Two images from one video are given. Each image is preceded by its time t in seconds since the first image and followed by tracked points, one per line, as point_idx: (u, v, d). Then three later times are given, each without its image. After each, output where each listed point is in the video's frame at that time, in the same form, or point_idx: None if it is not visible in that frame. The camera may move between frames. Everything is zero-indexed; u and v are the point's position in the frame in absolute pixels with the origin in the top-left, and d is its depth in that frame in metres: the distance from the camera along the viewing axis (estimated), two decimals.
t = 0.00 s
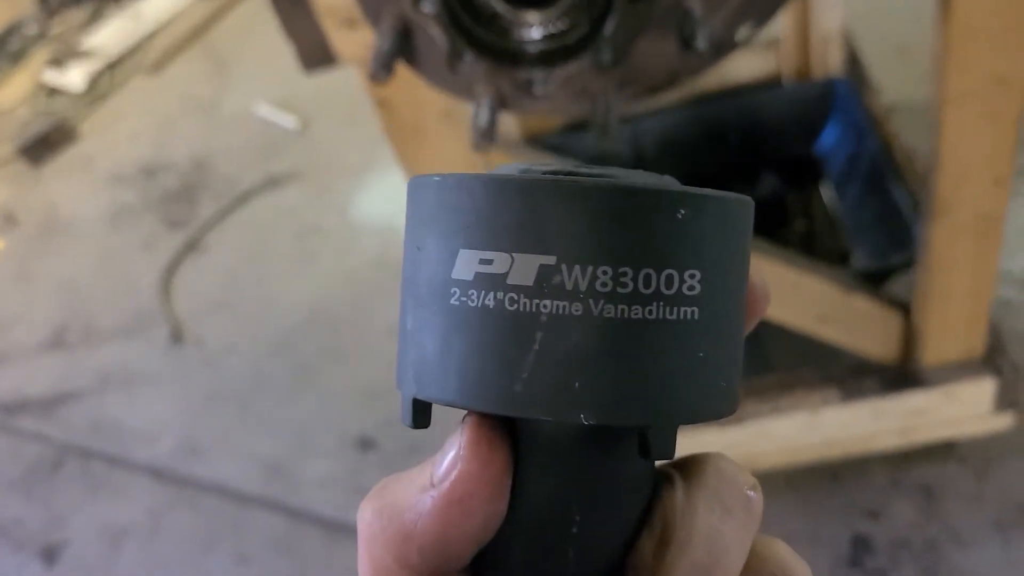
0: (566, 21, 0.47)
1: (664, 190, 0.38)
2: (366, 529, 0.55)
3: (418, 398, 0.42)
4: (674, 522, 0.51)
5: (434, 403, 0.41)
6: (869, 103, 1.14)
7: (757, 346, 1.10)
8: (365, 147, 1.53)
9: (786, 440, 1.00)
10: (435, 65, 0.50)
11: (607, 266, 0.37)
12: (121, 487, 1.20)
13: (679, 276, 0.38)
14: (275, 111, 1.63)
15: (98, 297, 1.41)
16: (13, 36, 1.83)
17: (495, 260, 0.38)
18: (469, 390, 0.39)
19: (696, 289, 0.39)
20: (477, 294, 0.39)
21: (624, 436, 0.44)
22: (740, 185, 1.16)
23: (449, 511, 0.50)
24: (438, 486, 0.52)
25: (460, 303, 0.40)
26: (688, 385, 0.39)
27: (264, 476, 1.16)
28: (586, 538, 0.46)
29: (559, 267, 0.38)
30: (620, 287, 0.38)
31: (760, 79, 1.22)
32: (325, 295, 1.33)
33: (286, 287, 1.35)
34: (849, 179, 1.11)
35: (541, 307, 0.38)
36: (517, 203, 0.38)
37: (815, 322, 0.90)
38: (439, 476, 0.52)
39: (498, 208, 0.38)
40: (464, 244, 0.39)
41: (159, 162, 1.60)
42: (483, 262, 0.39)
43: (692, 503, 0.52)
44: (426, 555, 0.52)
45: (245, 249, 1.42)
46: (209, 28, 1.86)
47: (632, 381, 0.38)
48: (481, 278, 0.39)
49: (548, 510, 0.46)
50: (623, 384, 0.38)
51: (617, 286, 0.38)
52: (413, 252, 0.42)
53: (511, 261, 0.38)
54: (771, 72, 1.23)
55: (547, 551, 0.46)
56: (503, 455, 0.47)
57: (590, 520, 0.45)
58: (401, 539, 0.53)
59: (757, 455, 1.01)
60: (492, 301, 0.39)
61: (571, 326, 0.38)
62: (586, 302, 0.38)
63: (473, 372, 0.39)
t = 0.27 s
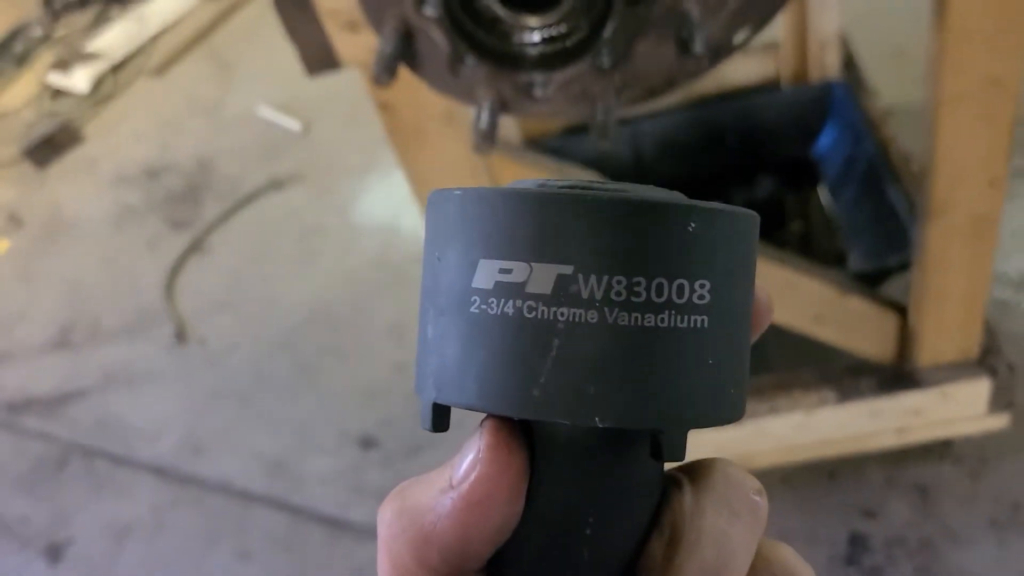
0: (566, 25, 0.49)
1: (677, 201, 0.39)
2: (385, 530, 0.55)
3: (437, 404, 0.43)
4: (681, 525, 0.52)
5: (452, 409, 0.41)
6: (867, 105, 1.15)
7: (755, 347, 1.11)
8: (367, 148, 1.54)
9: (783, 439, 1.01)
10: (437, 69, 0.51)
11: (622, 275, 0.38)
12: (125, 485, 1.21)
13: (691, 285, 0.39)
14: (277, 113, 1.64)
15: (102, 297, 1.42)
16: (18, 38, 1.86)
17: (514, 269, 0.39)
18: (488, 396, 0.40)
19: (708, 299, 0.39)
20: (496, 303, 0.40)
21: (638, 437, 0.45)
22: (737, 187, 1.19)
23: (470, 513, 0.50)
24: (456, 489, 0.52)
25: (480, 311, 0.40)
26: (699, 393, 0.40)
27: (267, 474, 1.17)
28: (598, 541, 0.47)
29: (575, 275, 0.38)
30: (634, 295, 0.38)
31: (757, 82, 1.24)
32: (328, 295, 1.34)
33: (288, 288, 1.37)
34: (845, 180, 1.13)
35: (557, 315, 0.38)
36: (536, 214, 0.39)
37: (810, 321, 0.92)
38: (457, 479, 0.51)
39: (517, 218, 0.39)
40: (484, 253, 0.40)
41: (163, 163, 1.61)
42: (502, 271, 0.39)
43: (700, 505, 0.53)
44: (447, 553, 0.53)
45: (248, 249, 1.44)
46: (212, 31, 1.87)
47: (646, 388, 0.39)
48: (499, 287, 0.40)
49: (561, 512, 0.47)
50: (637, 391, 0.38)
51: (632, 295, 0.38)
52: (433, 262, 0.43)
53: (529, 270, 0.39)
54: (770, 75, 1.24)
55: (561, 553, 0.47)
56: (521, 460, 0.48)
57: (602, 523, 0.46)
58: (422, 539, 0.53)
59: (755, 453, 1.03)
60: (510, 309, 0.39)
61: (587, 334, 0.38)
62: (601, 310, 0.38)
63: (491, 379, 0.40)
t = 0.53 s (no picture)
0: (559, 21, 0.49)
1: (671, 198, 0.39)
2: (377, 532, 0.54)
3: (432, 402, 0.43)
4: (681, 525, 0.53)
5: (447, 406, 0.42)
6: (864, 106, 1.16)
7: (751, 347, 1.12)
8: (366, 149, 1.54)
9: (778, 438, 1.02)
10: (431, 65, 0.52)
11: (618, 272, 0.38)
12: (124, 483, 1.21)
13: (687, 282, 0.39)
14: (277, 114, 1.65)
15: (102, 297, 1.43)
16: (19, 40, 1.87)
17: (509, 266, 0.39)
18: (484, 393, 0.40)
19: (703, 295, 0.40)
20: (491, 299, 0.40)
21: (635, 437, 0.45)
22: (732, 187, 1.20)
23: (464, 511, 0.50)
24: (451, 487, 0.51)
25: (474, 308, 0.40)
26: (695, 390, 0.40)
27: (265, 473, 1.18)
28: (595, 540, 0.47)
29: (571, 272, 0.39)
30: (629, 292, 0.39)
31: (754, 83, 1.24)
32: (326, 295, 1.35)
33: (287, 287, 1.37)
34: (840, 180, 1.14)
35: (553, 311, 0.39)
36: (532, 211, 0.39)
37: (805, 321, 0.92)
38: (451, 477, 0.51)
39: (512, 215, 0.39)
40: (479, 250, 0.40)
41: (162, 164, 1.62)
42: (497, 268, 0.40)
43: (699, 506, 0.54)
44: (439, 556, 0.51)
45: (247, 249, 1.44)
46: (212, 33, 1.88)
47: (641, 384, 0.39)
48: (494, 284, 0.40)
49: (558, 512, 0.47)
50: (633, 388, 0.39)
51: (627, 291, 0.38)
52: (425, 258, 0.43)
53: (524, 266, 0.39)
54: (767, 76, 1.24)
55: (559, 553, 0.47)
56: (516, 460, 0.48)
57: (598, 522, 0.47)
58: (414, 540, 0.52)
59: (750, 452, 1.03)
60: (506, 305, 0.39)
61: (582, 330, 0.39)
62: (597, 306, 0.38)
63: (487, 375, 0.40)
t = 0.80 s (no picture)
0: (556, 22, 0.49)
1: (662, 211, 0.39)
2: (367, 552, 0.52)
3: (426, 416, 0.43)
4: (676, 539, 0.53)
5: (441, 420, 0.42)
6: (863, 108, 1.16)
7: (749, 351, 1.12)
8: (365, 151, 1.55)
9: (776, 441, 1.02)
10: (428, 67, 0.52)
11: (610, 285, 0.39)
12: (122, 485, 1.21)
13: (678, 295, 0.39)
14: (276, 116, 1.65)
15: (101, 298, 1.43)
16: (19, 42, 1.88)
17: (502, 280, 0.39)
18: (477, 407, 0.40)
19: (695, 308, 0.40)
20: (484, 313, 0.40)
21: (628, 449, 0.45)
22: (731, 191, 1.19)
23: (461, 526, 0.49)
24: (446, 502, 0.50)
25: (467, 322, 0.40)
26: (688, 402, 0.40)
27: (262, 475, 1.18)
28: (590, 550, 0.47)
29: (563, 286, 0.39)
30: (621, 305, 0.39)
31: (753, 87, 1.23)
32: (325, 297, 1.35)
33: (285, 289, 1.37)
34: (838, 184, 1.15)
35: (545, 324, 0.39)
36: (524, 225, 0.39)
37: (803, 324, 0.92)
38: (447, 492, 0.51)
39: (504, 230, 0.39)
40: (471, 264, 0.40)
41: (161, 165, 1.62)
42: (490, 282, 0.40)
43: (694, 519, 0.54)
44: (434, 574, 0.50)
45: (246, 251, 1.44)
46: (212, 35, 1.89)
47: (634, 397, 0.39)
48: (486, 298, 0.40)
49: (553, 522, 0.47)
50: (625, 400, 0.39)
51: (619, 305, 0.39)
52: (419, 272, 0.43)
53: (517, 280, 0.39)
54: (766, 80, 1.24)
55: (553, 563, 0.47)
56: (509, 473, 0.49)
57: (593, 535, 0.47)
58: (407, 559, 0.51)
59: (747, 455, 1.03)
60: (498, 319, 0.39)
61: (575, 343, 0.39)
62: (589, 320, 0.39)
63: (480, 389, 0.40)
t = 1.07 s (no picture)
0: (551, 24, 0.49)
1: (653, 217, 0.39)
2: (360, 567, 0.53)
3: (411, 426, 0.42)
4: (664, 547, 0.52)
5: (428, 430, 0.41)
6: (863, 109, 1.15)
7: (748, 353, 1.11)
8: (362, 152, 1.54)
9: (775, 445, 1.01)
10: (422, 69, 0.51)
11: (599, 293, 0.38)
12: (117, 488, 1.20)
13: (667, 303, 0.39)
14: (272, 117, 1.64)
15: (96, 300, 1.42)
16: (15, 42, 1.87)
17: (490, 288, 0.39)
18: (465, 417, 0.39)
19: (685, 316, 0.39)
20: (472, 322, 0.39)
21: (617, 458, 0.44)
22: (730, 193, 1.19)
23: (453, 545, 0.50)
24: (438, 521, 0.51)
25: (455, 331, 0.40)
26: (678, 412, 0.39)
27: (258, 478, 1.17)
28: (580, 563, 0.46)
29: (551, 293, 0.38)
30: (610, 313, 0.38)
31: (752, 87, 1.23)
32: (322, 299, 1.34)
33: (282, 291, 1.37)
34: (838, 186, 1.14)
35: (534, 332, 0.38)
36: (512, 232, 0.38)
37: (802, 327, 0.92)
38: (439, 510, 0.51)
39: (492, 237, 0.38)
40: (459, 272, 0.39)
41: (158, 166, 1.62)
42: (478, 290, 0.39)
43: (681, 527, 0.53)
44: None
45: (242, 252, 1.44)
46: (209, 35, 1.88)
47: (624, 406, 0.38)
48: (474, 306, 0.39)
49: (542, 533, 0.46)
50: (615, 410, 0.38)
51: (608, 312, 0.38)
52: (406, 281, 0.42)
53: (505, 288, 0.38)
54: (765, 81, 1.23)
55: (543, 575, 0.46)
56: (500, 492, 0.47)
57: (582, 546, 0.46)
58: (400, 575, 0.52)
59: (746, 459, 1.02)
60: (486, 328, 0.39)
61: (564, 352, 0.38)
62: (578, 328, 0.38)
63: (468, 399, 0.39)
